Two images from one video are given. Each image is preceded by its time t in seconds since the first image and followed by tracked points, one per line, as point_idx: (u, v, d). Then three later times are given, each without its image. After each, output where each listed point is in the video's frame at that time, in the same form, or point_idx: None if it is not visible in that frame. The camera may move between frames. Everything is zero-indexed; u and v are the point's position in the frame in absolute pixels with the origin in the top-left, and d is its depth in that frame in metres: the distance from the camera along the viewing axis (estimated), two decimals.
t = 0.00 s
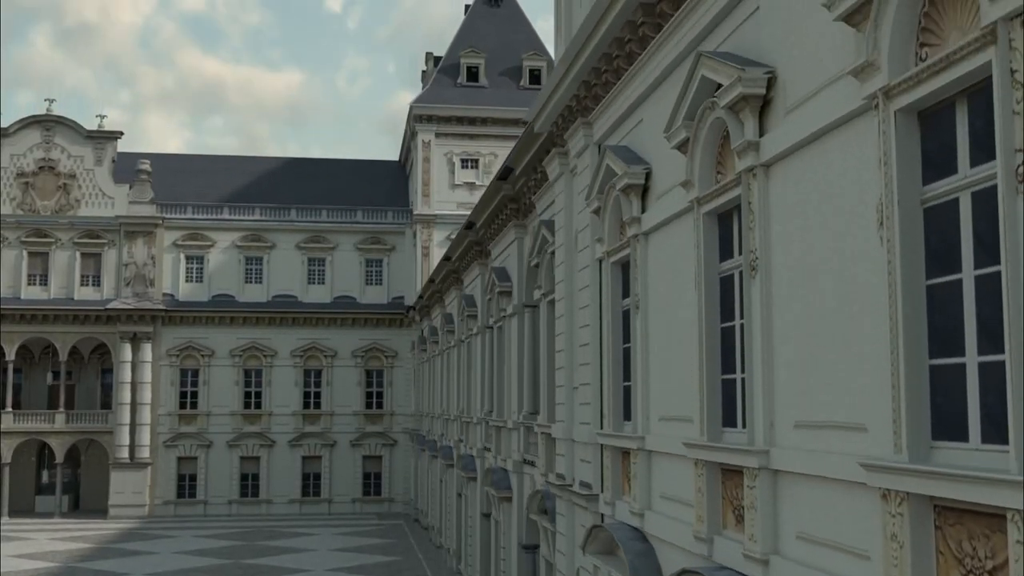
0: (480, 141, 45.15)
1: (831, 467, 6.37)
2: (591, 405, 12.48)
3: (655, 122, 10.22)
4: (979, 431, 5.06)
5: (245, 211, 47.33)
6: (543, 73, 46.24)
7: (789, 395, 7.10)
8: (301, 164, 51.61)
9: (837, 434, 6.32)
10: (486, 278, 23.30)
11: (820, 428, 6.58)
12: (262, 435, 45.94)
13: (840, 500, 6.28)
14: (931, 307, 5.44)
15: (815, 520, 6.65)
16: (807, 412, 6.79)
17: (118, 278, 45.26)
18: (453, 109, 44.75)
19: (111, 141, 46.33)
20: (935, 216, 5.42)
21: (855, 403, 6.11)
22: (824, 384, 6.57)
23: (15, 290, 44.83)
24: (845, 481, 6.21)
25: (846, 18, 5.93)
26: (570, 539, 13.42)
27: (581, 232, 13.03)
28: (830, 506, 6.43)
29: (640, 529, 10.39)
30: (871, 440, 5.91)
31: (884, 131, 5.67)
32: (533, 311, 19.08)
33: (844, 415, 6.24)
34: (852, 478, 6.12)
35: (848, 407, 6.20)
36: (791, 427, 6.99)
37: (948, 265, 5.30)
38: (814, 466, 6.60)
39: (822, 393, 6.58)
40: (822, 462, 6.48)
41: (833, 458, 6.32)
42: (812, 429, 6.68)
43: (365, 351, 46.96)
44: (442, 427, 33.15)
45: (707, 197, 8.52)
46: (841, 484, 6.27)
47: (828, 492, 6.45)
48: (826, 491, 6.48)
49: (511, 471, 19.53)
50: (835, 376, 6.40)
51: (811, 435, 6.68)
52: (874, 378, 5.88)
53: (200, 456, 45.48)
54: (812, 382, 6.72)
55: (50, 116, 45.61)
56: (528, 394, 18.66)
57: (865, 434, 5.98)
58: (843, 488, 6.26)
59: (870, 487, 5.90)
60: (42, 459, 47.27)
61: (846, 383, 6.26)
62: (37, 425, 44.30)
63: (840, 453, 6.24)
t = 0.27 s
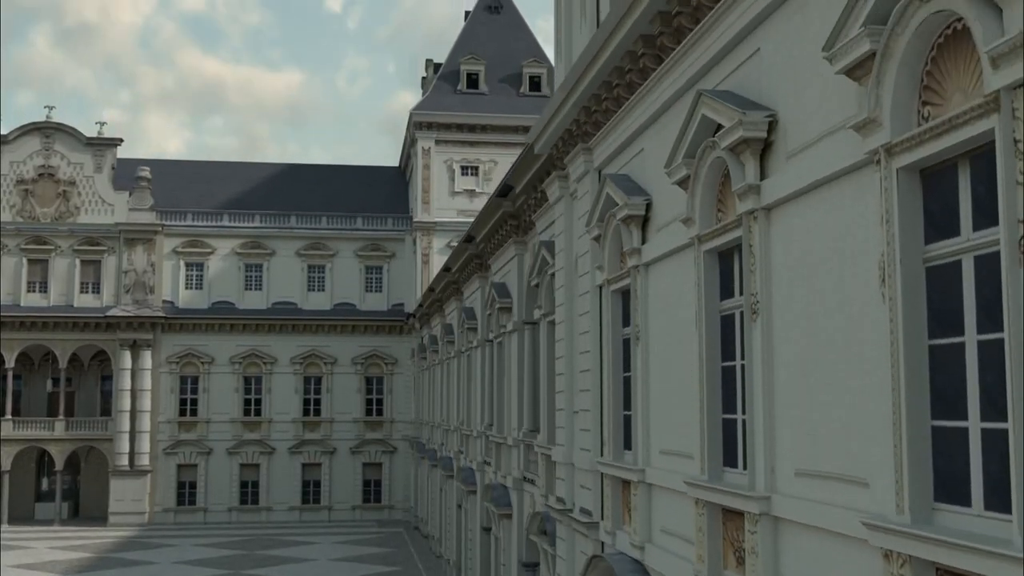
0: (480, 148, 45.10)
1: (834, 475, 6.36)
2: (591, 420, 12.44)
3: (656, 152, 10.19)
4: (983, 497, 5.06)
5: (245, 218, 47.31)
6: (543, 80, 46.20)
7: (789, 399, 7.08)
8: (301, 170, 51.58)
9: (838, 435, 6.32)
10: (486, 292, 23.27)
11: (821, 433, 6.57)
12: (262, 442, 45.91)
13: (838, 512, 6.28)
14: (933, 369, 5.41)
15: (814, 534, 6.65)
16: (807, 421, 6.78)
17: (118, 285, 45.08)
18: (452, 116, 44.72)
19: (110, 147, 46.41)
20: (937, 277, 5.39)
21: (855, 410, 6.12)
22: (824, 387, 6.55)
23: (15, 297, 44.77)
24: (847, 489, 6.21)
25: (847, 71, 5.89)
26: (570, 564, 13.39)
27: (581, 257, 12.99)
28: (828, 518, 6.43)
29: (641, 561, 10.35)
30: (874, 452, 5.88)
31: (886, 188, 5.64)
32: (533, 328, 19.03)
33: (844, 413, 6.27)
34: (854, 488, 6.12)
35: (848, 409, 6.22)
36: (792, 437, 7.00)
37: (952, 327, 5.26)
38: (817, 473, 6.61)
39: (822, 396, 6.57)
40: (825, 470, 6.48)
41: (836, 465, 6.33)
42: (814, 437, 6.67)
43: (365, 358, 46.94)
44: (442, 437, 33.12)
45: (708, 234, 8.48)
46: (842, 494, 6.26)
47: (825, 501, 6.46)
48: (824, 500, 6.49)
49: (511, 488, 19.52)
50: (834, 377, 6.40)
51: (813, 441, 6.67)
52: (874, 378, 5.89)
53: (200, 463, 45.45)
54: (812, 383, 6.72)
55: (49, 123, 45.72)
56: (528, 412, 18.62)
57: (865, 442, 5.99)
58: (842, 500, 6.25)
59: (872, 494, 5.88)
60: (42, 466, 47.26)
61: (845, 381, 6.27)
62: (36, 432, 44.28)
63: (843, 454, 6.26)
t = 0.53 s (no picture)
0: (480, 155, 45.07)
1: (834, 478, 6.38)
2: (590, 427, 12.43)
3: (657, 178, 10.18)
4: (984, 551, 5.02)
5: (245, 224, 47.28)
6: (543, 86, 46.15)
7: (790, 415, 7.09)
8: (301, 175, 51.53)
9: (837, 433, 6.35)
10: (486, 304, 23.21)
11: (822, 433, 6.59)
12: (262, 448, 45.88)
13: (838, 517, 6.31)
14: (935, 420, 5.38)
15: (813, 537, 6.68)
16: (807, 421, 6.81)
17: (117, 292, 45.18)
18: (452, 122, 44.68)
19: (109, 153, 46.41)
20: (942, 327, 5.35)
21: (854, 410, 6.15)
22: (824, 386, 6.58)
23: (14, 304, 44.73)
24: (846, 492, 6.23)
25: (848, 117, 5.88)
26: None
27: (581, 278, 12.99)
28: (829, 522, 6.45)
29: None
30: (874, 453, 5.90)
31: (887, 235, 5.62)
32: (533, 342, 19.00)
33: (843, 410, 6.30)
34: (853, 492, 6.14)
35: (847, 420, 6.24)
36: (792, 436, 7.03)
37: (955, 380, 5.24)
38: (818, 474, 6.64)
39: (822, 395, 6.59)
40: (826, 470, 6.50)
41: (836, 465, 6.36)
42: (814, 439, 6.69)
43: (365, 364, 46.92)
44: (442, 445, 33.06)
45: (709, 267, 8.45)
46: (841, 496, 6.29)
47: (825, 502, 6.50)
48: (824, 501, 6.53)
49: (511, 502, 19.50)
50: (833, 374, 6.43)
51: (813, 441, 6.70)
52: (874, 389, 5.89)
53: (200, 469, 45.41)
54: (811, 388, 6.74)
55: (48, 129, 45.74)
56: (529, 426, 18.56)
57: (864, 442, 6.02)
58: (841, 503, 6.28)
59: (872, 494, 5.90)
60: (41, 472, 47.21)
61: (845, 388, 6.28)
62: (35, 438, 44.23)
63: (841, 450, 6.29)
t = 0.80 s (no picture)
0: (480, 162, 45.05)
1: (835, 478, 6.37)
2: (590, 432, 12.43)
3: (658, 207, 10.15)
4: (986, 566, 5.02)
5: (245, 230, 47.29)
6: (544, 93, 46.12)
7: (790, 451, 7.07)
8: (301, 181, 51.52)
9: (837, 432, 6.33)
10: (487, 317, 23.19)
11: (821, 433, 6.58)
12: (262, 455, 45.86)
13: (838, 518, 6.31)
14: (938, 479, 5.36)
15: (814, 538, 6.69)
16: (807, 420, 6.79)
17: (117, 299, 45.02)
18: (452, 129, 44.66)
19: (109, 160, 46.38)
20: (943, 385, 5.33)
21: (854, 410, 6.14)
22: (824, 386, 6.56)
23: (14, 311, 44.72)
24: (846, 492, 6.23)
25: (850, 169, 5.85)
26: None
27: (581, 302, 12.98)
28: (830, 523, 6.46)
29: None
30: (873, 453, 5.90)
31: (889, 290, 5.60)
32: (533, 358, 18.95)
33: (843, 410, 6.28)
34: (853, 492, 6.14)
35: (847, 419, 6.22)
36: (792, 436, 7.02)
37: (957, 440, 5.22)
38: (818, 475, 6.64)
39: (822, 395, 6.57)
40: (826, 471, 6.49)
41: (836, 466, 6.35)
42: (814, 439, 6.68)
43: (364, 370, 46.91)
44: (442, 456, 33.03)
45: (709, 304, 8.42)
46: (841, 497, 6.29)
47: (826, 503, 6.50)
48: (825, 502, 6.53)
49: (511, 518, 19.50)
50: (834, 374, 6.41)
51: (813, 441, 6.69)
52: (873, 387, 5.89)
53: (199, 476, 45.40)
54: (812, 384, 6.71)
55: (48, 136, 45.69)
56: (529, 443, 18.56)
57: (864, 442, 6.01)
58: (841, 503, 6.28)
59: (872, 494, 5.90)
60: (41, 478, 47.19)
61: (846, 387, 6.25)
62: (35, 445, 44.20)
63: (841, 450, 6.28)
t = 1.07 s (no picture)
0: (480, 168, 45.02)
1: (835, 479, 6.39)
2: (590, 439, 12.40)
3: (659, 236, 10.13)
4: (985, 564, 5.00)
5: (245, 237, 47.28)
6: (543, 100, 46.09)
7: (791, 475, 7.06)
8: (301, 186, 51.50)
9: (837, 433, 6.33)
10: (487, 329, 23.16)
11: (821, 432, 6.59)
12: (262, 462, 45.84)
13: (839, 518, 6.33)
14: (940, 535, 5.34)
15: (814, 537, 6.72)
16: (807, 421, 6.79)
17: (116, 305, 45.11)
18: (452, 136, 44.63)
19: (109, 166, 46.36)
20: (945, 442, 5.30)
21: (854, 410, 6.14)
22: (824, 385, 6.56)
23: (14, 317, 44.67)
24: (846, 492, 6.25)
25: (851, 219, 5.82)
26: None
27: (581, 325, 12.98)
28: (830, 523, 6.48)
29: None
30: (873, 452, 5.90)
31: (891, 343, 5.58)
32: (533, 373, 18.88)
33: (843, 410, 6.29)
34: (853, 492, 6.15)
35: (848, 412, 6.23)
36: (792, 436, 7.02)
37: (958, 498, 5.20)
38: (818, 475, 6.65)
39: (822, 395, 6.57)
40: (826, 470, 6.51)
41: (836, 466, 6.36)
42: (814, 440, 6.68)
43: (364, 377, 46.91)
44: (442, 465, 33.01)
45: (710, 338, 8.39)
46: (841, 497, 6.31)
47: (826, 503, 6.52)
48: (825, 502, 6.55)
49: (511, 533, 19.49)
50: (834, 372, 6.41)
51: (813, 440, 6.69)
52: (873, 378, 5.90)
53: (199, 483, 45.37)
54: (812, 381, 6.71)
55: (48, 142, 45.69)
56: (529, 459, 18.55)
57: (864, 442, 6.01)
58: (841, 503, 6.31)
59: (872, 494, 5.92)
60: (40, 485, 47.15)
61: (846, 381, 6.26)
62: (34, 452, 44.16)
63: (842, 450, 6.29)
